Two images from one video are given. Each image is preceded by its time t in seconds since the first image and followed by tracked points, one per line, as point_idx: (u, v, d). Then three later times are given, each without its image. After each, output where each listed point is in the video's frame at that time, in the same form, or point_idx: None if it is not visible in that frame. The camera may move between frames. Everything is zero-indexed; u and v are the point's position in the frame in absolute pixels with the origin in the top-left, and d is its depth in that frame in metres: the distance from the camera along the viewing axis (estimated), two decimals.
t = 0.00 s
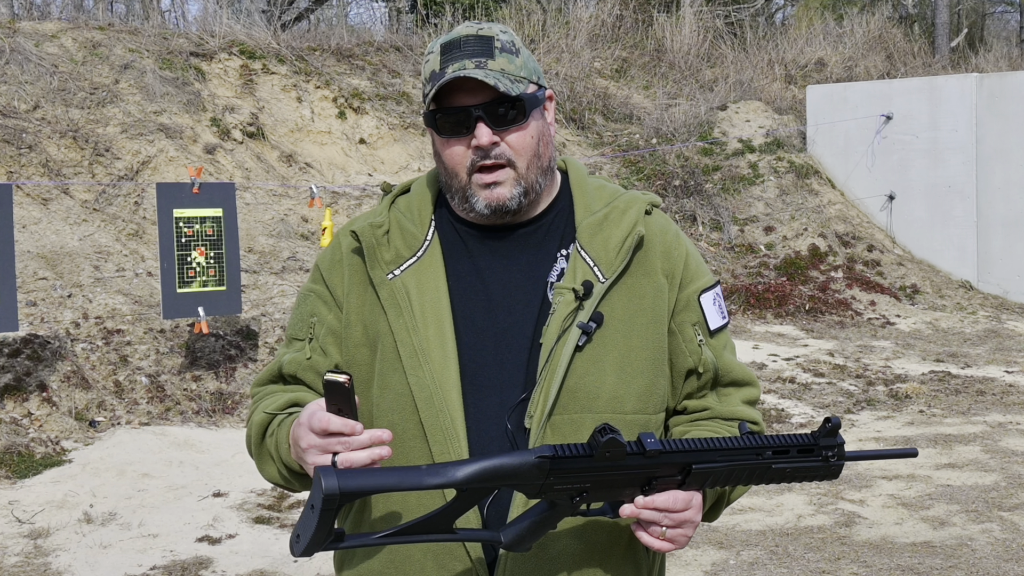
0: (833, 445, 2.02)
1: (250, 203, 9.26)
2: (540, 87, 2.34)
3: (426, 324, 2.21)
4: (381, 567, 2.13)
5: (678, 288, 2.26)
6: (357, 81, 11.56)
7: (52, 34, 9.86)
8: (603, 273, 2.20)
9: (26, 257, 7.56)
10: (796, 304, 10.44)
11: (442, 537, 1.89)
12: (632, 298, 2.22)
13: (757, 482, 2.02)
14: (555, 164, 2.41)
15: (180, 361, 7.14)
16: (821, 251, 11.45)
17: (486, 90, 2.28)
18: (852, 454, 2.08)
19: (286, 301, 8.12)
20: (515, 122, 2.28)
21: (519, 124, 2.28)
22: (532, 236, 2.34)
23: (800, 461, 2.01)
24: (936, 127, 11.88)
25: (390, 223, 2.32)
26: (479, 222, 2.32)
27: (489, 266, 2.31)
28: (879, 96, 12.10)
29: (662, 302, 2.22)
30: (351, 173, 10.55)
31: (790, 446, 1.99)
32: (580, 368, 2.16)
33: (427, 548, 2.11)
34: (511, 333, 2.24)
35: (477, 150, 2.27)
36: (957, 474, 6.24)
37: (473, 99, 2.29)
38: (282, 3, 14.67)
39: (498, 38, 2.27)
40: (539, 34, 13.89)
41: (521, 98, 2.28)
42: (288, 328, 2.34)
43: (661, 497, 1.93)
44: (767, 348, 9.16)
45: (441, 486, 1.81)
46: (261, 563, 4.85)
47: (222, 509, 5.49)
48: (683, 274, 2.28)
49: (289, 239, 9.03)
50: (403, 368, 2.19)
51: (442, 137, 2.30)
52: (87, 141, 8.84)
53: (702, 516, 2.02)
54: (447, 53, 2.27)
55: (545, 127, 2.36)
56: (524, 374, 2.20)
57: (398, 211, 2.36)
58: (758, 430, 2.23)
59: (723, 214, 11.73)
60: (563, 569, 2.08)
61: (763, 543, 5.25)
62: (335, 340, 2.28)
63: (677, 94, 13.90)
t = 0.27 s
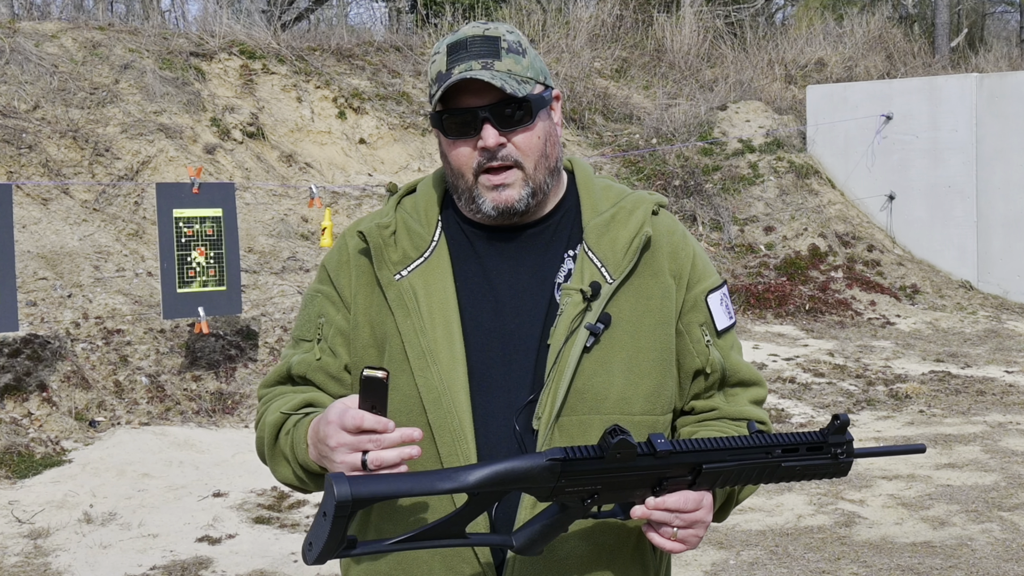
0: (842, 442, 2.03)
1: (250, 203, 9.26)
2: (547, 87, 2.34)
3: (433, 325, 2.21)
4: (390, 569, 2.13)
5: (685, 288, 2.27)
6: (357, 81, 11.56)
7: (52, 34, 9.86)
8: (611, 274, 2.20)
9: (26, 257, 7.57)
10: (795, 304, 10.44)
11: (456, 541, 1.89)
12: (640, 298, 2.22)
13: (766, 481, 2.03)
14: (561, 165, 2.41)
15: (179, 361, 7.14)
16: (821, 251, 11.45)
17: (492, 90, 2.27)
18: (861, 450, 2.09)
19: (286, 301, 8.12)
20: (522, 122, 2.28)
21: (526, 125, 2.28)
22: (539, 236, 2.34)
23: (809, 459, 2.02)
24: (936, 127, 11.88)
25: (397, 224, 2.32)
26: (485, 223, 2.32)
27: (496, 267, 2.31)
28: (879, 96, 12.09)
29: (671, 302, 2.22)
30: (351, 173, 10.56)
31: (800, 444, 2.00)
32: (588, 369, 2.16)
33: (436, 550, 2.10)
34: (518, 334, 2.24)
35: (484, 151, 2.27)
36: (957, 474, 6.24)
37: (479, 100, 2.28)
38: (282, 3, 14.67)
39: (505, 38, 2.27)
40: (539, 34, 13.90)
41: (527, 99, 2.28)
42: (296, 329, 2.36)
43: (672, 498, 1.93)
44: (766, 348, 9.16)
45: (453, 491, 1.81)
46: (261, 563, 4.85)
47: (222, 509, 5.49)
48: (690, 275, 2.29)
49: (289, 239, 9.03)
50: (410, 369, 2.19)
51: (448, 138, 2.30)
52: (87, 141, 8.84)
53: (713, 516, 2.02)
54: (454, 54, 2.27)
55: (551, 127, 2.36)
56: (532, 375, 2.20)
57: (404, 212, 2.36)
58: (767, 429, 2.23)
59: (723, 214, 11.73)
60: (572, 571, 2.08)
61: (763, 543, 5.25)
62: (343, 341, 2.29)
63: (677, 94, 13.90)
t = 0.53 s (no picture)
0: (845, 443, 2.04)
1: (250, 203, 9.26)
2: (551, 81, 2.34)
3: (438, 321, 2.21)
4: (392, 565, 2.13)
5: (689, 288, 2.27)
6: (357, 81, 11.56)
7: (52, 34, 9.86)
8: (615, 272, 2.20)
9: (26, 257, 7.57)
10: (795, 304, 10.44)
11: (458, 535, 1.89)
12: (644, 296, 2.22)
13: (770, 480, 2.03)
14: (565, 160, 2.41)
15: (180, 361, 7.14)
16: (821, 251, 11.44)
17: (495, 79, 2.27)
18: (865, 452, 2.09)
19: (286, 301, 8.12)
20: (524, 112, 2.27)
21: (528, 115, 2.27)
22: (543, 234, 2.34)
23: (813, 459, 2.02)
24: (936, 127, 11.88)
25: (402, 220, 2.32)
26: (487, 218, 2.32)
27: (500, 264, 2.31)
28: (879, 96, 12.09)
29: (675, 300, 2.22)
30: (351, 173, 10.56)
31: (803, 444, 2.01)
32: (592, 367, 2.15)
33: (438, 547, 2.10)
34: (522, 332, 2.24)
35: (483, 138, 2.26)
36: (956, 474, 6.24)
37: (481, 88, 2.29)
38: (282, 3, 14.68)
39: (511, 29, 2.27)
40: (539, 33, 13.90)
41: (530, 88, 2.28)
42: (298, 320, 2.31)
43: (675, 495, 1.93)
44: (766, 348, 9.16)
45: (459, 483, 1.82)
46: (261, 563, 4.85)
47: (222, 509, 5.49)
48: (695, 274, 2.29)
49: (289, 239, 9.03)
50: (412, 366, 2.19)
51: (450, 126, 2.31)
52: (87, 141, 8.85)
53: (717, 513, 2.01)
54: (458, 42, 2.29)
55: (555, 120, 2.36)
56: (535, 374, 2.20)
57: (409, 209, 2.36)
58: (771, 429, 2.23)
59: (723, 214, 11.72)
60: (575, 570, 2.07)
61: (763, 542, 5.25)
62: (347, 331, 2.26)
63: (677, 94, 13.90)
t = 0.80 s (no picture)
0: (850, 448, 2.05)
1: (250, 203, 9.26)
2: (549, 94, 2.32)
3: (438, 330, 2.21)
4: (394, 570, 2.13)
5: (690, 290, 2.27)
6: (357, 81, 11.56)
7: (52, 34, 9.86)
8: (615, 277, 2.20)
9: (26, 257, 7.57)
10: (795, 304, 10.44)
11: (459, 539, 1.89)
12: (644, 301, 2.22)
13: (774, 484, 2.03)
14: (565, 165, 2.40)
15: (180, 361, 7.14)
16: (821, 251, 11.44)
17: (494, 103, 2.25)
18: (869, 454, 2.09)
19: (286, 301, 8.12)
20: (525, 134, 2.26)
21: (529, 136, 2.26)
22: (543, 238, 2.34)
23: (817, 464, 2.03)
24: (936, 127, 11.89)
25: (400, 227, 2.33)
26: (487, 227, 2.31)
27: (500, 270, 2.32)
28: (879, 96, 12.09)
29: (676, 304, 2.22)
30: (351, 173, 10.57)
31: (807, 449, 2.01)
32: (593, 373, 2.16)
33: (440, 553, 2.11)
34: (523, 339, 2.24)
35: (484, 164, 2.25)
36: (956, 474, 6.24)
37: (480, 113, 2.27)
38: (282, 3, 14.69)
39: (507, 46, 2.25)
40: (539, 34, 13.90)
41: (529, 110, 2.26)
42: (300, 331, 2.34)
43: (678, 500, 1.92)
44: (766, 348, 9.16)
45: (458, 489, 1.81)
46: (260, 563, 4.84)
47: (222, 509, 5.49)
48: (696, 276, 2.29)
49: (289, 239, 9.04)
50: (413, 375, 2.19)
51: (449, 148, 2.29)
52: (87, 141, 8.84)
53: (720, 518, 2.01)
54: (455, 64, 2.26)
55: (556, 134, 2.34)
56: (536, 380, 2.21)
57: (407, 215, 2.37)
58: (774, 430, 2.23)
59: (723, 214, 11.72)
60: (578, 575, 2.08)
61: (763, 543, 5.25)
62: (348, 343, 2.29)
63: (677, 94, 13.90)
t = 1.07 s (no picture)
0: (848, 444, 2.04)
1: (250, 203, 9.26)
2: (547, 97, 2.30)
3: (437, 336, 2.21)
4: None
5: (689, 291, 2.27)
6: (357, 81, 11.56)
7: (52, 34, 9.86)
8: (614, 281, 2.20)
9: (26, 257, 7.57)
10: (795, 304, 10.44)
11: (460, 567, 1.88)
12: (643, 304, 2.22)
13: (773, 486, 2.03)
14: (563, 167, 2.39)
15: (180, 361, 7.14)
16: (821, 251, 11.45)
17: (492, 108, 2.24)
18: (867, 449, 2.09)
19: (286, 301, 8.12)
20: (524, 140, 2.25)
21: (528, 142, 2.25)
22: (542, 242, 2.32)
23: (815, 463, 2.02)
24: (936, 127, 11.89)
25: (397, 231, 2.33)
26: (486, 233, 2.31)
27: (499, 274, 2.31)
28: (879, 96, 12.10)
29: (675, 307, 2.22)
30: (351, 173, 10.57)
31: (805, 449, 2.00)
32: (592, 377, 2.16)
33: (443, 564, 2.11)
34: (522, 342, 2.24)
35: (484, 171, 2.24)
36: (957, 474, 6.24)
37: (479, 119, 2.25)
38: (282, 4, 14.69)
39: (506, 50, 2.23)
40: (539, 34, 13.91)
41: (528, 116, 2.25)
42: (297, 338, 2.35)
43: (678, 512, 1.93)
44: (766, 348, 9.16)
45: (456, 521, 1.78)
46: (261, 563, 4.84)
47: (222, 510, 5.49)
48: (695, 277, 2.28)
49: (289, 239, 9.04)
50: (412, 380, 2.20)
51: (447, 154, 2.28)
52: (87, 141, 8.84)
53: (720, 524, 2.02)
54: (453, 68, 2.24)
55: (555, 138, 2.33)
56: (536, 384, 2.21)
57: (404, 219, 2.37)
58: (773, 431, 2.23)
59: (723, 214, 11.73)
60: None
61: (763, 543, 5.25)
62: (345, 350, 2.29)
63: (677, 94, 13.90)
